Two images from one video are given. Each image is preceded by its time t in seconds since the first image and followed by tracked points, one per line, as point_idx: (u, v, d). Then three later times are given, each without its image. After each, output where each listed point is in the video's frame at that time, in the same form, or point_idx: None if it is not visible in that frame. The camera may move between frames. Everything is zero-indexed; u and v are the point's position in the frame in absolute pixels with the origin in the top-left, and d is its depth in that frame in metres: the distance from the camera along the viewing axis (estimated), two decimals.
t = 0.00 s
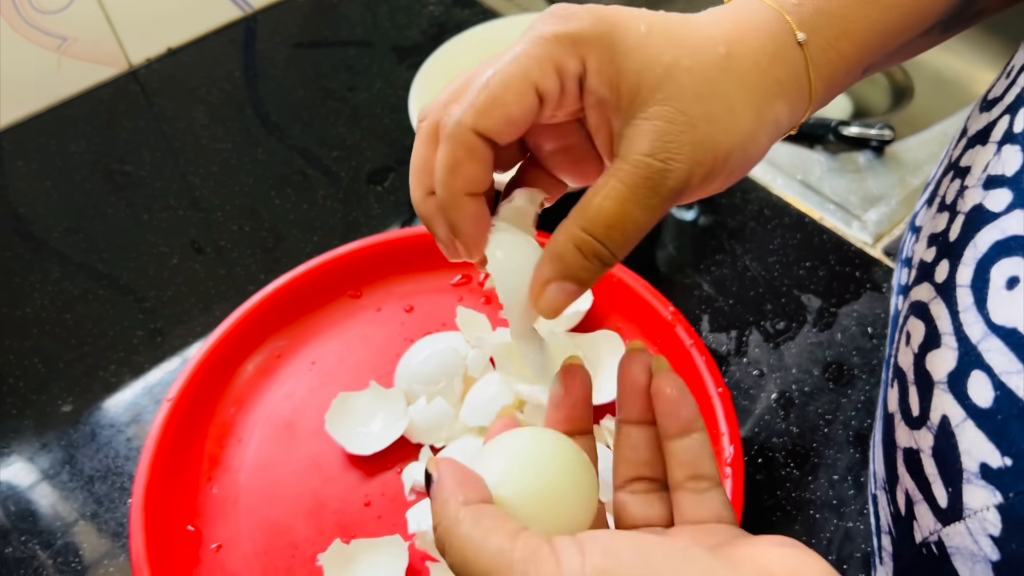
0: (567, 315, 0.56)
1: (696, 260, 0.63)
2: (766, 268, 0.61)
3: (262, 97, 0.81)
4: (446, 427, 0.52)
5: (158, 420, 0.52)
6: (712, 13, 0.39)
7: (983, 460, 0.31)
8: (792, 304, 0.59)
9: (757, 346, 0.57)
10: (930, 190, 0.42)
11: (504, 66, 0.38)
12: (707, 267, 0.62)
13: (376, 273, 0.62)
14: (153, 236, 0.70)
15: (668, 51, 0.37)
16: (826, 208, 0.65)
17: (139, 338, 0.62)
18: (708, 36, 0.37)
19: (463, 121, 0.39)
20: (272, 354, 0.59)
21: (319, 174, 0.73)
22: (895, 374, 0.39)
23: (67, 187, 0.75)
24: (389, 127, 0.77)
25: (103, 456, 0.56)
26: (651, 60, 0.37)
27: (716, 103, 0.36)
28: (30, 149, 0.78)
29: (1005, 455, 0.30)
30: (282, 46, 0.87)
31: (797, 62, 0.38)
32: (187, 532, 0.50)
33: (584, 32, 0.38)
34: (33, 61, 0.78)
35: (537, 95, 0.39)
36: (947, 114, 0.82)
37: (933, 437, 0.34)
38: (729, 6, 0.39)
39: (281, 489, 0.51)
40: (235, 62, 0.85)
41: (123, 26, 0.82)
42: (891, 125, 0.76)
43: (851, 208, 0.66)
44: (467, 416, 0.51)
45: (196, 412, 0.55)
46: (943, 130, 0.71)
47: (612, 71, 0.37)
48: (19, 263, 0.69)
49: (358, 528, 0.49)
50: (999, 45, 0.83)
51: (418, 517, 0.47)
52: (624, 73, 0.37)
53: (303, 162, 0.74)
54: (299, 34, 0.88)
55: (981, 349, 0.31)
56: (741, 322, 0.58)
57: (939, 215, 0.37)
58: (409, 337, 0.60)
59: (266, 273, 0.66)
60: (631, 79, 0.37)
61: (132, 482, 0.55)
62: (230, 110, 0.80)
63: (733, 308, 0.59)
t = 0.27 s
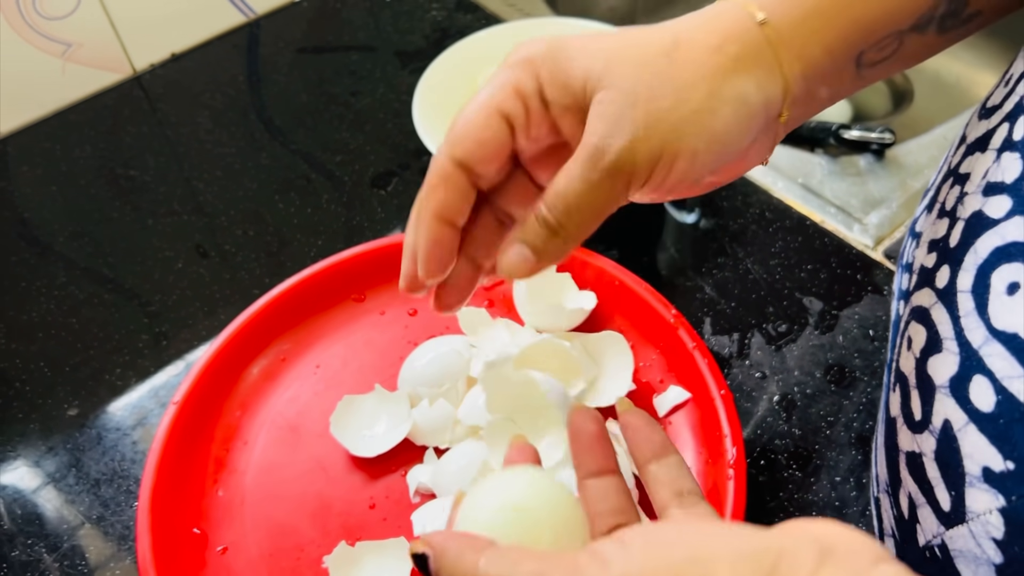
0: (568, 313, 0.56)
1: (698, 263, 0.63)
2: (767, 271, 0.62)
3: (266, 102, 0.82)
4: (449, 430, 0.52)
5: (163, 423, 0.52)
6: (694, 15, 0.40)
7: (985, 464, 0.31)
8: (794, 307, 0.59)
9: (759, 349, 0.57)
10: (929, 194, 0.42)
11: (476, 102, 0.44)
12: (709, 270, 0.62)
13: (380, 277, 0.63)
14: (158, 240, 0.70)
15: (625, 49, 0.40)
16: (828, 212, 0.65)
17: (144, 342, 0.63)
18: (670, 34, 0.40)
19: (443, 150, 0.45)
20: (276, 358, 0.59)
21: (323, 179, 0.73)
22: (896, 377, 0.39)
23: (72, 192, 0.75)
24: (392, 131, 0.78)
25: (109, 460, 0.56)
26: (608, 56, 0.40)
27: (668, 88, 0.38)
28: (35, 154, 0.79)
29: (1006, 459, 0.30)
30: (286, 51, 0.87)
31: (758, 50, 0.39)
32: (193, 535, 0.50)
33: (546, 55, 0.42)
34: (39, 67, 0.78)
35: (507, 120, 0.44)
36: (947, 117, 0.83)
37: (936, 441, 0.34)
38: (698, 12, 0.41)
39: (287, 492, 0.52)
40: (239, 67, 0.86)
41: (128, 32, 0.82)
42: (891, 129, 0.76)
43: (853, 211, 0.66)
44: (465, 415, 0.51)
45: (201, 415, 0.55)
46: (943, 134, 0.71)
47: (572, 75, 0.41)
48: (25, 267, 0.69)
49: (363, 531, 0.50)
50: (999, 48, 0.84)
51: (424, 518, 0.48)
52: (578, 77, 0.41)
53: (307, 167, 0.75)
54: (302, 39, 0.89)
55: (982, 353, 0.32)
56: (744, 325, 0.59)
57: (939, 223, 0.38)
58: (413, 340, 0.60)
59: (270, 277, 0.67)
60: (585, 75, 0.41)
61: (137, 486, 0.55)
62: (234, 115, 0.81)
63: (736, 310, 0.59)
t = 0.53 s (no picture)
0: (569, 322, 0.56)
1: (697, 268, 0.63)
2: (766, 275, 0.61)
3: (265, 107, 0.82)
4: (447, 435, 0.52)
5: (161, 428, 0.52)
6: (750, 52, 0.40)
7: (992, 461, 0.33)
8: (793, 312, 0.59)
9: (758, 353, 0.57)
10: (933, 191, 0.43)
11: (525, 209, 0.41)
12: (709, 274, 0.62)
13: (379, 282, 0.63)
14: (156, 245, 0.70)
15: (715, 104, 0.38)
16: (827, 216, 0.65)
17: (142, 346, 0.63)
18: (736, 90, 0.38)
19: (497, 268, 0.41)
20: (274, 362, 0.59)
21: (322, 183, 0.73)
22: (902, 377, 0.40)
23: (70, 197, 0.75)
24: (391, 135, 0.77)
25: (107, 465, 0.56)
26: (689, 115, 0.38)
27: (751, 159, 0.36)
28: (33, 158, 0.79)
29: (1014, 454, 0.32)
30: (285, 55, 0.87)
31: (817, 83, 0.38)
32: (191, 541, 0.50)
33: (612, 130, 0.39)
34: (37, 72, 0.78)
35: (563, 226, 0.42)
36: (947, 120, 0.83)
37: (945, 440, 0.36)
38: (738, 54, 0.40)
39: (284, 497, 0.52)
40: (238, 71, 0.86)
41: (126, 36, 0.82)
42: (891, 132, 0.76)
43: (852, 215, 0.66)
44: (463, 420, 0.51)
45: (199, 421, 0.55)
46: (943, 137, 0.72)
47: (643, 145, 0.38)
48: (22, 272, 0.69)
49: (361, 536, 0.50)
50: (998, 52, 0.84)
51: (423, 523, 0.45)
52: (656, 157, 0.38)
53: (306, 171, 0.75)
54: (302, 44, 0.89)
55: (989, 350, 0.34)
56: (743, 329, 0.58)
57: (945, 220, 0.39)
58: (412, 345, 0.60)
59: (268, 282, 0.67)
60: (659, 160, 0.37)
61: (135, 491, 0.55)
62: (233, 119, 0.81)
63: (735, 315, 0.59)
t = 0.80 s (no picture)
0: (565, 317, 0.57)
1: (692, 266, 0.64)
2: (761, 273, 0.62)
3: (266, 108, 0.83)
4: (444, 430, 0.52)
5: (162, 423, 0.53)
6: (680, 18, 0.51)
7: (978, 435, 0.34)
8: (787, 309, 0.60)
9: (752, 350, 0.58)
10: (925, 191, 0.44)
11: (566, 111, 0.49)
12: (704, 272, 0.63)
13: (377, 279, 0.64)
14: (157, 243, 0.71)
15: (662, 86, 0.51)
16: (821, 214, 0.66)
17: (144, 343, 0.63)
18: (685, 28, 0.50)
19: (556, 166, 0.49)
20: (274, 359, 0.60)
21: (322, 183, 0.74)
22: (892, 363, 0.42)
23: (72, 196, 0.76)
24: (391, 136, 0.78)
25: (109, 460, 0.57)
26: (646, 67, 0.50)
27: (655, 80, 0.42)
28: (37, 158, 0.79)
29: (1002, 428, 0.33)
30: (286, 57, 0.88)
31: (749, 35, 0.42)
32: (192, 534, 0.51)
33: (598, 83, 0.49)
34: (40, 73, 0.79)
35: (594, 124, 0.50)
36: (941, 121, 0.84)
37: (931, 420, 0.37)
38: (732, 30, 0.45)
39: (284, 492, 0.52)
40: (239, 72, 0.87)
41: (129, 37, 0.83)
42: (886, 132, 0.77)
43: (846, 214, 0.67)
44: (460, 414, 0.51)
45: (200, 416, 0.56)
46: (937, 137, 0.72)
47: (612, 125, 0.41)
48: (25, 271, 0.70)
49: (359, 529, 0.50)
50: (993, 53, 0.85)
51: (419, 515, 0.45)
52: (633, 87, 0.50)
53: (306, 171, 0.75)
54: (302, 46, 0.90)
55: (976, 330, 0.35)
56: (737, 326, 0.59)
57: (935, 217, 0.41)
58: (410, 341, 0.61)
59: (269, 280, 0.67)
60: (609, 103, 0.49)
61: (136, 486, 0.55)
62: (234, 120, 0.82)
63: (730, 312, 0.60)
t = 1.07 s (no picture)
0: (573, 318, 0.57)
1: (698, 267, 0.64)
2: (766, 274, 0.63)
3: (275, 110, 0.84)
4: (452, 428, 0.53)
5: (174, 420, 0.54)
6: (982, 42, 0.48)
7: (1003, 445, 0.32)
8: (791, 310, 0.60)
9: (758, 350, 0.58)
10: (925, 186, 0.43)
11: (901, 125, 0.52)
12: (709, 273, 0.64)
13: (386, 279, 0.64)
14: (168, 244, 0.72)
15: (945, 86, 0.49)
16: (826, 216, 0.67)
17: (155, 342, 0.64)
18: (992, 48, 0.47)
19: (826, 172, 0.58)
20: (284, 358, 0.60)
21: (330, 185, 0.75)
22: (899, 364, 0.41)
23: (84, 197, 0.77)
24: (399, 138, 0.79)
25: (121, 457, 0.58)
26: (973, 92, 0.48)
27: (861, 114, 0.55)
28: (48, 160, 0.80)
29: None
30: (294, 60, 0.89)
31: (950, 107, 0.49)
32: (203, 530, 0.51)
33: (885, 71, 0.52)
34: (53, 75, 0.80)
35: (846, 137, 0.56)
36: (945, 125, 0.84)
37: (947, 425, 0.35)
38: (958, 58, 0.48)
39: (294, 489, 0.53)
40: (248, 75, 0.88)
41: (140, 40, 0.84)
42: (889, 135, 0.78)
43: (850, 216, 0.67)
44: (467, 413, 0.52)
45: (211, 414, 0.56)
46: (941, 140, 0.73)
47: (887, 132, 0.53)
48: (38, 271, 0.70)
49: (369, 526, 0.51)
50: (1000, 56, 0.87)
51: (429, 512, 0.46)
52: (962, 82, 0.48)
53: (315, 173, 0.76)
54: (311, 48, 0.90)
55: (992, 330, 0.33)
56: (743, 326, 0.60)
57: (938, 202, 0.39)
58: (418, 341, 0.61)
59: (278, 280, 0.68)
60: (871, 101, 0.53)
61: (148, 482, 0.56)
62: (244, 122, 0.83)
63: (736, 313, 0.61)
